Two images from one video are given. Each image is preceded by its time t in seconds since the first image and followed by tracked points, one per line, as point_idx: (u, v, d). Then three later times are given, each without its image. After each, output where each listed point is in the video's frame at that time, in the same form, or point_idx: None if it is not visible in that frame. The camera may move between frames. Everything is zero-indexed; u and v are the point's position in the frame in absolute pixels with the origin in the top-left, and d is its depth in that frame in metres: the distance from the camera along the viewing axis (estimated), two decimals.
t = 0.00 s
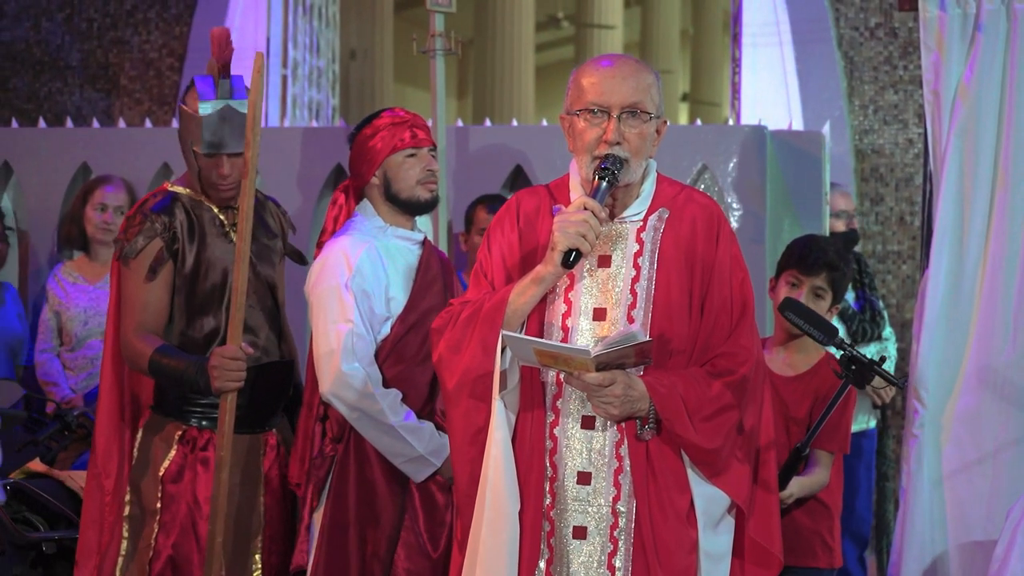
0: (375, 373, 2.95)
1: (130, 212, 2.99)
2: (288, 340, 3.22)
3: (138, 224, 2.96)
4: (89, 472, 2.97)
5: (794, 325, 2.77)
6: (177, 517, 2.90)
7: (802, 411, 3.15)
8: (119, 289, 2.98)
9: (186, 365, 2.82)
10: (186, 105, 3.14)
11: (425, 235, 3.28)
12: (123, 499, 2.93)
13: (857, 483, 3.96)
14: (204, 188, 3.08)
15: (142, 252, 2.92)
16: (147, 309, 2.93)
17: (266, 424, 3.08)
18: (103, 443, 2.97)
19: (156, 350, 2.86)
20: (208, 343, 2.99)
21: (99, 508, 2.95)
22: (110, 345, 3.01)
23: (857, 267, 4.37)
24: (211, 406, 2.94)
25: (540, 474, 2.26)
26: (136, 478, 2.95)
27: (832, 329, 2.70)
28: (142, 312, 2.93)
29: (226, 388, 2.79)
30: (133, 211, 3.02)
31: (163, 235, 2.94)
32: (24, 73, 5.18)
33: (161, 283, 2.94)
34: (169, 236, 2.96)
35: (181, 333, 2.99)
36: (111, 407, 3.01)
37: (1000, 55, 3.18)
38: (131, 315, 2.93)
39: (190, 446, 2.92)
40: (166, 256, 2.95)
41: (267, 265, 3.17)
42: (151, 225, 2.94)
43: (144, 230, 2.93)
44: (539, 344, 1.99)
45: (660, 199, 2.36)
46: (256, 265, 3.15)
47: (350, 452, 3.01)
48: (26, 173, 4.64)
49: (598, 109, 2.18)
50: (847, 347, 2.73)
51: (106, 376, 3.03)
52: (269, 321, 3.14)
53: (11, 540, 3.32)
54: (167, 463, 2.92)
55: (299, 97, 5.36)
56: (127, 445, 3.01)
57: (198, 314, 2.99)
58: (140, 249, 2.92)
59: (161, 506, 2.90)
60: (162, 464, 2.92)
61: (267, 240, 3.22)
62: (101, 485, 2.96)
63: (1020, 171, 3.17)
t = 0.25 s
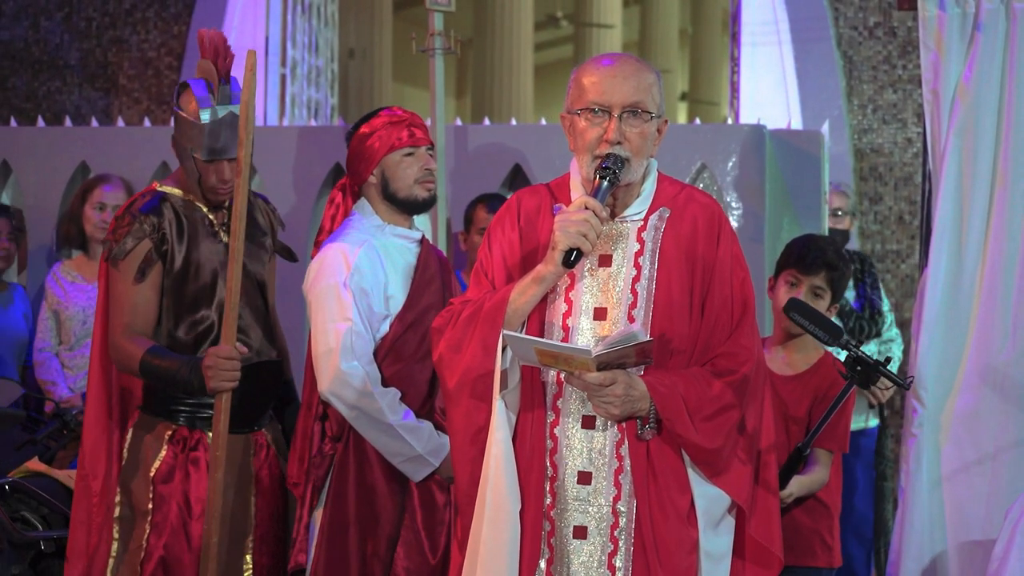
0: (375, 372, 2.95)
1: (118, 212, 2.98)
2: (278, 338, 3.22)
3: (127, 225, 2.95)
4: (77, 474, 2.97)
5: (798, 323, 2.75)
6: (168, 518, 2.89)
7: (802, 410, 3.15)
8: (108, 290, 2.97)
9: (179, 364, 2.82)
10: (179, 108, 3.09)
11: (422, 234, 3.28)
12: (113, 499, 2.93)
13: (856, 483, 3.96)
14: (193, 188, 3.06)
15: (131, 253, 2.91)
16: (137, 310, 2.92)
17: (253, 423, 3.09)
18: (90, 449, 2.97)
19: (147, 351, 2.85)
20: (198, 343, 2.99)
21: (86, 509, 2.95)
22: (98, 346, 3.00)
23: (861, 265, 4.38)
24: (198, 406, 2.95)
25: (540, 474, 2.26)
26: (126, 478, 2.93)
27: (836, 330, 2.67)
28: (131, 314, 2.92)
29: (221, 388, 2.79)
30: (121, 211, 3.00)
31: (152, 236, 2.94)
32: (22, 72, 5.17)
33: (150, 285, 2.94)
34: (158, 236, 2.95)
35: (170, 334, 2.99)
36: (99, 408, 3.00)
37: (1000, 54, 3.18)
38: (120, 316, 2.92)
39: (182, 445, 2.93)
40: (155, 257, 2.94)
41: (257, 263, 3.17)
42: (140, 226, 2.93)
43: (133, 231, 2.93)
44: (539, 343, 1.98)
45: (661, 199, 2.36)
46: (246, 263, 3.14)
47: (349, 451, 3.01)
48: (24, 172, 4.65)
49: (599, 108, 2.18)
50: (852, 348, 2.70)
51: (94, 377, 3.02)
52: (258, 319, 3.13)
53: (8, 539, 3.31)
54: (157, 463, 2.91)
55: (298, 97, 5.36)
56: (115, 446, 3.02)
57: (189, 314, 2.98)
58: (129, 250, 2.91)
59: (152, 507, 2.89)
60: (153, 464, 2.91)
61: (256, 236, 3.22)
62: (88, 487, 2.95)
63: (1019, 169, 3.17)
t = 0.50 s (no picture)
0: (375, 371, 2.96)
1: (117, 209, 2.98)
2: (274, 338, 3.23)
3: (126, 223, 2.94)
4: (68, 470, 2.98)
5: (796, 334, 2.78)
6: (165, 519, 2.90)
7: (802, 408, 3.15)
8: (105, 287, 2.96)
9: (175, 364, 2.81)
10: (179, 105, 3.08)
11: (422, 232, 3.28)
12: (108, 496, 2.91)
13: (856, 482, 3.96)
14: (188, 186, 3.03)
15: (131, 251, 2.90)
16: (134, 309, 2.91)
17: (248, 421, 3.09)
18: (81, 441, 2.98)
19: (144, 350, 2.85)
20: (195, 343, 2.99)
21: (76, 507, 2.96)
22: (92, 342, 3.01)
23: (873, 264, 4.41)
24: (193, 404, 2.94)
25: (541, 474, 2.26)
26: (123, 480, 2.92)
27: (831, 338, 2.71)
28: (127, 312, 2.91)
29: (217, 387, 2.78)
30: (120, 208, 3.00)
31: (151, 235, 2.93)
32: (23, 70, 5.17)
33: (148, 284, 2.93)
34: (157, 235, 2.95)
35: (166, 333, 2.98)
36: (92, 406, 3.01)
37: (1000, 53, 3.18)
38: (116, 314, 2.91)
39: (180, 445, 2.93)
40: (154, 255, 2.94)
41: (254, 261, 3.17)
42: (140, 224, 2.93)
43: (133, 229, 2.92)
44: (540, 342, 1.98)
45: (662, 198, 2.36)
46: (243, 261, 3.14)
47: (350, 449, 3.01)
48: (24, 171, 4.67)
49: (601, 108, 2.18)
50: (849, 356, 2.73)
51: (88, 373, 3.02)
52: (252, 318, 3.13)
53: (8, 535, 3.34)
54: (157, 462, 2.91)
55: (298, 94, 5.35)
56: (107, 447, 3.01)
57: (186, 313, 2.98)
58: (129, 248, 2.91)
59: (149, 506, 2.89)
60: (152, 463, 2.91)
61: (252, 233, 3.21)
62: (77, 484, 2.96)
63: (1019, 168, 3.17)
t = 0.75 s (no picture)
0: (373, 368, 2.96)
1: (124, 209, 2.98)
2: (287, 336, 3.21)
3: (132, 222, 2.95)
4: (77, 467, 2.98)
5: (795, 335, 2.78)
6: (173, 513, 2.89)
7: (802, 406, 3.15)
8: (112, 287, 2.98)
9: (173, 360, 2.82)
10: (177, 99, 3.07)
11: (422, 230, 3.28)
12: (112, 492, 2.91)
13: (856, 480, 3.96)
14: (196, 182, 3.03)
15: (135, 250, 2.91)
16: (139, 307, 2.92)
17: (260, 419, 3.09)
18: (91, 441, 2.99)
19: (144, 347, 2.86)
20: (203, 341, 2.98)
21: (83, 506, 2.95)
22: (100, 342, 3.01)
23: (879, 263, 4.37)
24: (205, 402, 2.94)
25: (535, 471, 2.26)
26: (132, 477, 2.92)
27: (835, 339, 2.67)
28: (132, 310, 2.92)
29: (210, 383, 2.77)
30: (127, 208, 3.00)
31: (156, 234, 2.94)
32: (22, 68, 5.16)
33: (153, 282, 2.94)
34: (163, 233, 2.96)
35: (175, 331, 2.99)
36: (102, 403, 3.02)
37: (1000, 51, 3.18)
38: (122, 312, 2.92)
39: (187, 442, 2.93)
40: (160, 254, 2.95)
41: (264, 258, 3.15)
42: (145, 223, 2.93)
43: (138, 228, 2.93)
44: (534, 337, 1.98)
45: (660, 197, 2.36)
46: (253, 259, 3.13)
47: (349, 447, 3.02)
48: (24, 169, 4.67)
49: (598, 104, 2.18)
50: (851, 358, 2.70)
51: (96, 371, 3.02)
52: (264, 315, 3.11)
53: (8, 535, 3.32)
54: (163, 458, 2.92)
55: (297, 93, 5.35)
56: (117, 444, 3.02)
57: (193, 311, 2.98)
58: (133, 247, 2.92)
59: (154, 501, 2.90)
60: (159, 459, 2.92)
61: (262, 230, 3.19)
62: (87, 481, 2.96)
63: (1018, 166, 3.17)
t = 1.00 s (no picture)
0: (369, 366, 2.95)
1: (129, 207, 2.97)
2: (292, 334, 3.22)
3: (136, 220, 2.95)
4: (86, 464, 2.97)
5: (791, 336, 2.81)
6: (170, 510, 2.91)
7: (799, 404, 3.16)
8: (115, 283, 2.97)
9: (168, 356, 2.83)
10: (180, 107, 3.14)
11: (419, 230, 3.27)
12: (119, 488, 2.94)
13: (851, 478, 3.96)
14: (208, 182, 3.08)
15: (139, 248, 2.91)
16: (143, 304, 2.93)
17: (265, 416, 3.09)
18: (105, 435, 2.97)
19: (144, 342, 2.87)
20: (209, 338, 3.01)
21: (99, 499, 2.94)
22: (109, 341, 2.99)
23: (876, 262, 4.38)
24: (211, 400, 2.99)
25: (520, 467, 2.26)
26: (134, 470, 2.94)
27: (830, 341, 2.70)
28: (136, 307, 2.93)
29: (201, 380, 2.77)
30: (132, 205, 3.00)
31: (160, 231, 2.94)
32: (19, 67, 5.19)
33: (157, 279, 2.94)
34: (166, 232, 2.95)
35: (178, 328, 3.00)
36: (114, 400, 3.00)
37: (996, 49, 3.17)
38: (125, 308, 2.93)
39: (187, 440, 2.93)
40: (163, 252, 2.95)
41: (268, 257, 3.17)
42: (149, 220, 2.93)
43: (141, 226, 2.92)
44: (514, 329, 1.98)
45: (649, 195, 2.36)
46: (257, 257, 3.14)
47: (344, 447, 3.01)
48: (20, 167, 4.68)
49: (586, 99, 2.18)
50: (848, 358, 2.71)
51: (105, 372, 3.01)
52: (268, 314, 3.14)
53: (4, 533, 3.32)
54: (162, 455, 2.93)
55: (294, 91, 5.34)
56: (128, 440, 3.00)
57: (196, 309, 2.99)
58: (137, 245, 2.91)
59: (154, 498, 2.91)
60: (158, 456, 2.93)
61: (267, 231, 3.21)
62: (103, 477, 2.95)
63: (1015, 164, 3.17)
